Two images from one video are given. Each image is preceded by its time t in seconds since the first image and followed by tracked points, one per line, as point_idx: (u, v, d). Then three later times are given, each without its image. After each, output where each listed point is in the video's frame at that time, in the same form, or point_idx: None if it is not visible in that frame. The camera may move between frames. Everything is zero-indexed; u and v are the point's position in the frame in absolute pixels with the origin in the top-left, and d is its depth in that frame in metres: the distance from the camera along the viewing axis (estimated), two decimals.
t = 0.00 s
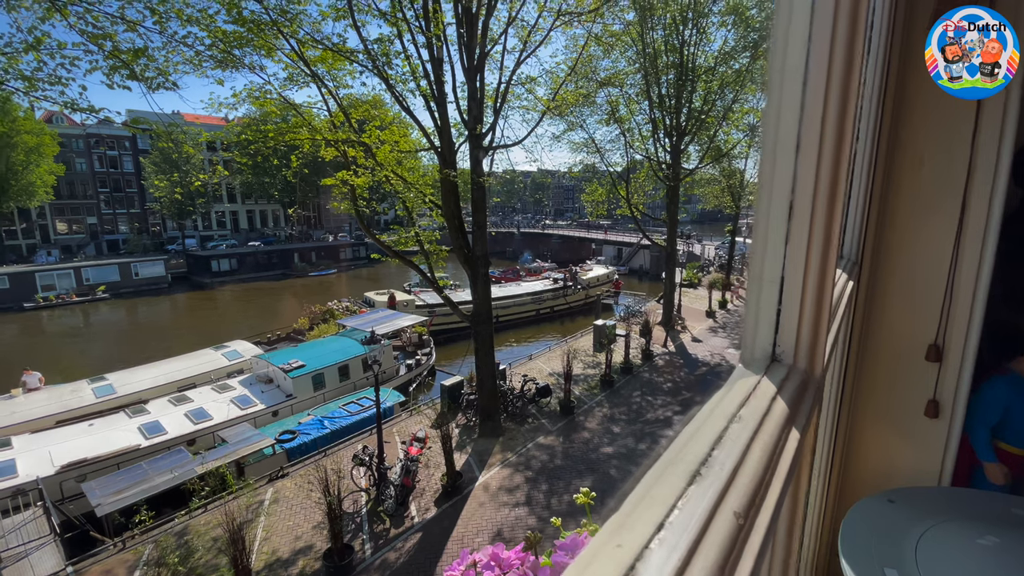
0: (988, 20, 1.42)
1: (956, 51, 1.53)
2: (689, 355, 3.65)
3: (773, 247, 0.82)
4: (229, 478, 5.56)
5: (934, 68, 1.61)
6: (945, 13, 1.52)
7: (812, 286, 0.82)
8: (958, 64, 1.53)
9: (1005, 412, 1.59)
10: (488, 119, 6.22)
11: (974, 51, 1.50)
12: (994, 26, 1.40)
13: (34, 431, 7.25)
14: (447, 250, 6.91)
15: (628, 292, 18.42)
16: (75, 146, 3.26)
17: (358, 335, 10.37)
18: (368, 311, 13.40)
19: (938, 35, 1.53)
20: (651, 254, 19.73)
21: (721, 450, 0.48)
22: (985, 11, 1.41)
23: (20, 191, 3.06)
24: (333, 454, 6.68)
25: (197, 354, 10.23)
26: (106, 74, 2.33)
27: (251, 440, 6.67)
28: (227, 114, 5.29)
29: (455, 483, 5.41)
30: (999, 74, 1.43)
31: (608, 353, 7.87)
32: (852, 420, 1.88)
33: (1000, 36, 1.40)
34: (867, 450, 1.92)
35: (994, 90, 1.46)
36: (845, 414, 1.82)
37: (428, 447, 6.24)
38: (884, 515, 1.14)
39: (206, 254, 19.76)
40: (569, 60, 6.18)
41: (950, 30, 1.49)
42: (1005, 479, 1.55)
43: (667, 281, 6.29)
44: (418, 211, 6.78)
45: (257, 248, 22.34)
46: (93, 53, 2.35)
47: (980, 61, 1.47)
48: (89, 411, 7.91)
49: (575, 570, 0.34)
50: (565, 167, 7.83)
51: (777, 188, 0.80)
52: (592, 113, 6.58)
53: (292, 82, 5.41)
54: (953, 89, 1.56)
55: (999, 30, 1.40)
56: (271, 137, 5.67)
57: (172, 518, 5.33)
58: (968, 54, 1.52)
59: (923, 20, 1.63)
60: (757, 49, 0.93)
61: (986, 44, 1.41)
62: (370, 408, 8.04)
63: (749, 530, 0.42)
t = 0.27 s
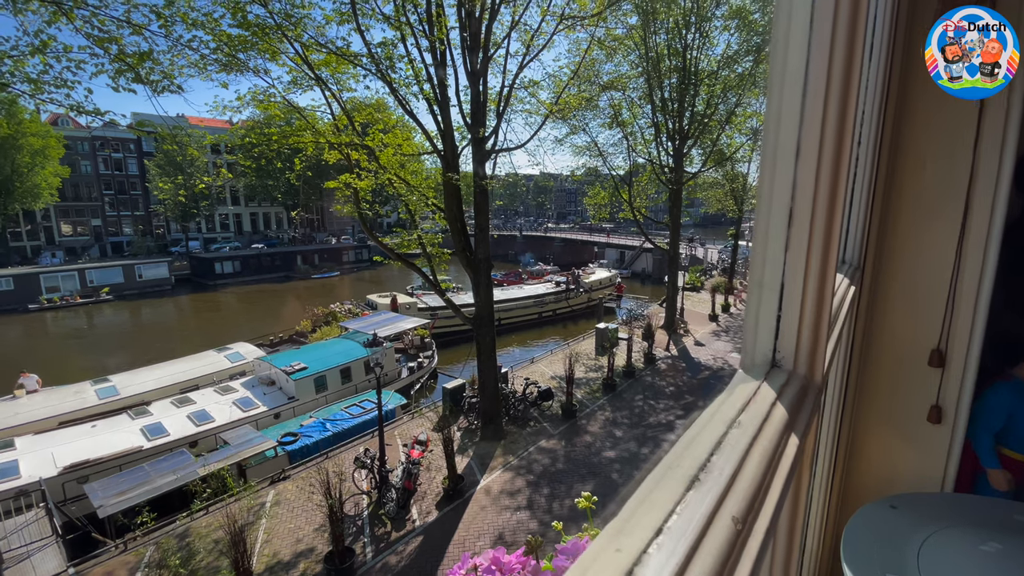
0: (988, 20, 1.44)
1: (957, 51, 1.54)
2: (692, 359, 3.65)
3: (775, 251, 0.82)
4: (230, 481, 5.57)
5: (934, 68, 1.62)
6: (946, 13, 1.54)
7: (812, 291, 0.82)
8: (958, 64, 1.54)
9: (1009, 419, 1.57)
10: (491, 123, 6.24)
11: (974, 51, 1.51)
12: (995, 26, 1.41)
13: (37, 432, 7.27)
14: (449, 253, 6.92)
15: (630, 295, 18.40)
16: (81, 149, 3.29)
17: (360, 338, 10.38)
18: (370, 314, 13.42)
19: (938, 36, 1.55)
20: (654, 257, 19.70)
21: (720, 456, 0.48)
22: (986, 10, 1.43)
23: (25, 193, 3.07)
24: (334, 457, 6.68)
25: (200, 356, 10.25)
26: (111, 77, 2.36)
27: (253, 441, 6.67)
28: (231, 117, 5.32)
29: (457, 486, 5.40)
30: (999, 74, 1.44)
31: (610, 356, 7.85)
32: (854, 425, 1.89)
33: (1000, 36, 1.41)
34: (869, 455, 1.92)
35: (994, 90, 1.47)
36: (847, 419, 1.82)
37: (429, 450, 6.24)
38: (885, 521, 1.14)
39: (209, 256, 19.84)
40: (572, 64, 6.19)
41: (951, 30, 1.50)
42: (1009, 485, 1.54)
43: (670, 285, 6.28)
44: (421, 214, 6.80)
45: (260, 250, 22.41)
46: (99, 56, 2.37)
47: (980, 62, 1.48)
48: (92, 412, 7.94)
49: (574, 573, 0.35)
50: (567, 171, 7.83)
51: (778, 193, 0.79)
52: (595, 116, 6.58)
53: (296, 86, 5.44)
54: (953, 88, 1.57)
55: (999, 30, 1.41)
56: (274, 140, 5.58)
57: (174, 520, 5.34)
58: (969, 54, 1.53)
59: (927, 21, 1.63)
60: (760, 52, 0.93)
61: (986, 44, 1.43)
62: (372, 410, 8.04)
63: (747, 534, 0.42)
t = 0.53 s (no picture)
0: (988, 21, 1.46)
1: (956, 51, 1.55)
2: (694, 362, 3.64)
3: (781, 251, 0.82)
4: (232, 482, 5.57)
5: (935, 67, 1.63)
6: (947, 12, 1.55)
7: (819, 291, 0.83)
8: (958, 64, 1.55)
9: (1014, 420, 1.61)
10: (493, 125, 6.26)
11: (974, 51, 1.52)
12: (994, 26, 1.44)
13: (40, 433, 7.29)
14: (451, 255, 6.93)
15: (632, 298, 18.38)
16: (86, 151, 3.32)
17: (363, 339, 10.40)
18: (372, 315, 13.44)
19: (938, 35, 1.55)
20: (656, 259, 19.68)
21: (729, 454, 0.48)
22: (986, 10, 1.44)
23: (30, 194, 3.09)
24: (336, 458, 6.69)
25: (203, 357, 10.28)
26: (116, 79, 2.38)
27: (255, 443, 6.68)
28: (235, 119, 5.35)
29: (459, 488, 5.39)
30: (999, 74, 1.47)
31: (612, 358, 7.84)
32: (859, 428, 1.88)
33: (1000, 36, 1.43)
34: (874, 458, 1.92)
35: (994, 90, 1.49)
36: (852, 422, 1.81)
37: (431, 452, 6.24)
38: (891, 524, 1.13)
39: (212, 257, 19.91)
40: (574, 67, 6.21)
41: (951, 30, 1.51)
42: (1014, 487, 1.57)
43: (673, 287, 6.27)
44: (423, 216, 6.81)
45: (263, 252, 22.47)
46: (103, 59, 2.40)
47: (980, 62, 1.51)
48: (95, 413, 7.96)
49: (585, 569, 0.35)
50: (569, 173, 7.83)
51: (784, 194, 0.80)
52: (597, 118, 6.59)
53: (300, 88, 5.47)
54: (954, 88, 1.58)
55: (999, 31, 1.44)
56: (277, 141, 5.66)
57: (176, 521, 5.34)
58: (969, 53, 1.54)
59: (931, 22, 1.63)
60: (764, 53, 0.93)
61: (987, 44, 1.45)
62: (374, 412, 8.04)
63: (757, 532, 0.42)
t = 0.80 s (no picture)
0: (988, 20, 1.46)
1: (956, 51, 1.55)
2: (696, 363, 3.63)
3: (779, 255, 0.81)
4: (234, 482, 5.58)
5: (934, 67, 1.64)
6: (947, 12, 1.56)
7: (817, 295, 0.82)
8: (958, 64, 1.56)
9: (1016, 424, 1.58)
10: (495, 126, 6.26)
11: (974, 51, 1.53)
12: (995, 26, 1.43)
13: (43, 433, 7.32)
14: (453, 256, 6.93)
15: (634, 298, 18.35)
16: (89, 152, 3.34)
17: (364, 340, 10.40)
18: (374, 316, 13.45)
19: (939, 35, 1.57)
20: (658, 260, 19.65)
21: (725, 460, 0.48)
22: (986, 10, 1.45)
23: (34, 195, 3.12)
24: (338, 459, 6.70)
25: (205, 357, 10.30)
26: (119, 80, 2.39)
27: (257, 443, 6.69)
28: (238, 121, 5.37)
29: (460, 489, 5.39)
30: (999, 74, 1.46)
31: (614, 359, 7.83)
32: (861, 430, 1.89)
33: (1000, 36, 1.43)
34: (875, 460, 1.92)
35: (994, 90, 1.49)
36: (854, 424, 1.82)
37: (433, 452, 6.24)
38: (891, 527, 1.13)
39: (214, 258, 19.96)
40: (576, 67, 6.20)
41: (951, 30, 1.52)
42: (1017, 490, 1.57)
43: (675, 287, 6.25)
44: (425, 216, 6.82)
45: (265, 253, 22.52)
46: (107, 60, 2.41)
47: (980, 62, 1.51)
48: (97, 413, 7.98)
49: None
50: (571, 173, 7.83)
51: (782, 197, 0.80)
52: (599, 119, 6.58)
53: (302, 89, 5.48)
54: (954, 88, 1.59)
55: (999, 30, 1.43)
56: (279, 143, 5.67)
57: (178, 521, 5.35)
58: (968, 53, 1.54)
59: (930, 23, 1.63)
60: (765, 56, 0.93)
61: (986, 44, 1.45)
62: (376, 412, 8.05)
63: (752, 539, 0.42)
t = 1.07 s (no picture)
0: (988, 21, 1.48)
1: (956, 51, 1.57)
2: (697, 363, 3.62)
3: (778, 256, 0.81)
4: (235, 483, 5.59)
5: (935, 67, 1.64)
6: (947, 12, 1.57)
7: (816, 296, 0.82)
8: (958, 64, 1.57)
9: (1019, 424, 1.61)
10: (496, 126, 6.26)
11: (974, 51, 1.54)
12: (995, 26, 1.46)
13: (45, 433, 7.33)
14: (454, 256, 6.93)
15: (635, 298, 18.33)
16: (91, 153, 3.35)
17: (366, 340, 10.41)
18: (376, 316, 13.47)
19: (939, 35, 1.58)
20: (660, 260, 19.62)
21: (724, 462, 0.48)
22: (986, 10, 1.46)
23: (37, 196, 3.13)
24: (339, 459, 6.71)
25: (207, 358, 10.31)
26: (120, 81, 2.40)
27: (259, 443, 6.70)
28: (239, 121, 5.38)
29: (462, 489, 5.39)
30: (998, 74, 1.48)
31: (616, 359, 7.82)
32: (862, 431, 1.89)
33: (1000, 36, 1.46)
34: (876, 461, 1.92)
35: (994, 90, 1.51)
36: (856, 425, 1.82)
37: (434, 452, 6.25)
38: (892, 527, 1.13)
39: (216, 258, 19.99)
40: (577, 67, 6.20)
41: (951, 30, 1.54)
42: (1018, 490, 1.59)
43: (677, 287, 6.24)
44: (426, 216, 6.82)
45: (267, 253, 22.56)
46: (109, 61, 2.41)
47: (980, 62, 1.53)
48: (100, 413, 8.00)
49: None
50: (572, 173, 7.83)
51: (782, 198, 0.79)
52: (600, 118, 6.56)
53: (303, 89, 5.48)
54: (954, 88, 1.60)
55: (999, 31, 1.46)
56: (281, 143, 5.66)
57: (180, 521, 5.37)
58: (968, 54, 1.56)
59: (930, 23, 1.64)
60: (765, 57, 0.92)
61: (987, 44, 1.47)
62: (378, 412, 8.05)
63: (750, 541, 0.42)
